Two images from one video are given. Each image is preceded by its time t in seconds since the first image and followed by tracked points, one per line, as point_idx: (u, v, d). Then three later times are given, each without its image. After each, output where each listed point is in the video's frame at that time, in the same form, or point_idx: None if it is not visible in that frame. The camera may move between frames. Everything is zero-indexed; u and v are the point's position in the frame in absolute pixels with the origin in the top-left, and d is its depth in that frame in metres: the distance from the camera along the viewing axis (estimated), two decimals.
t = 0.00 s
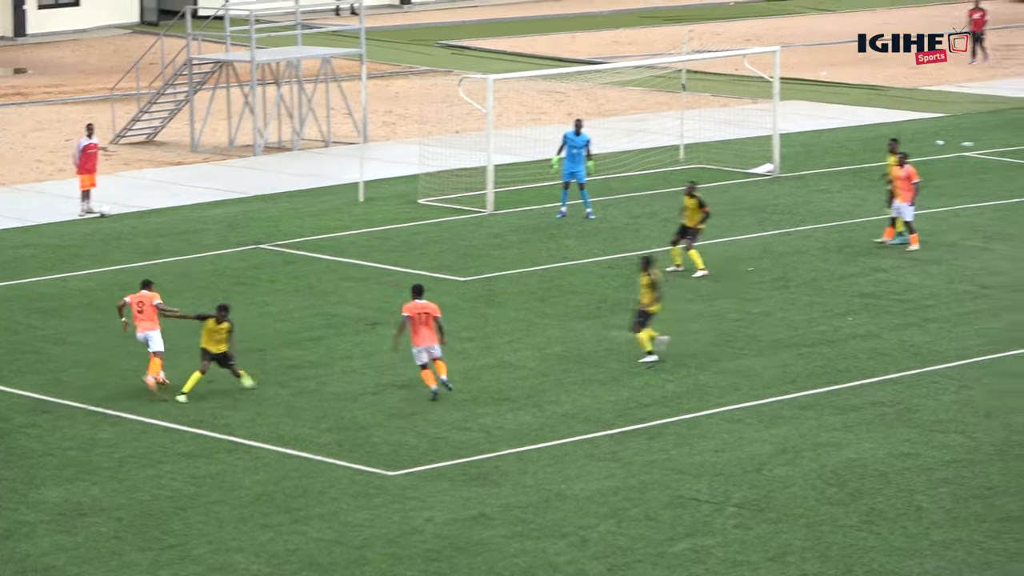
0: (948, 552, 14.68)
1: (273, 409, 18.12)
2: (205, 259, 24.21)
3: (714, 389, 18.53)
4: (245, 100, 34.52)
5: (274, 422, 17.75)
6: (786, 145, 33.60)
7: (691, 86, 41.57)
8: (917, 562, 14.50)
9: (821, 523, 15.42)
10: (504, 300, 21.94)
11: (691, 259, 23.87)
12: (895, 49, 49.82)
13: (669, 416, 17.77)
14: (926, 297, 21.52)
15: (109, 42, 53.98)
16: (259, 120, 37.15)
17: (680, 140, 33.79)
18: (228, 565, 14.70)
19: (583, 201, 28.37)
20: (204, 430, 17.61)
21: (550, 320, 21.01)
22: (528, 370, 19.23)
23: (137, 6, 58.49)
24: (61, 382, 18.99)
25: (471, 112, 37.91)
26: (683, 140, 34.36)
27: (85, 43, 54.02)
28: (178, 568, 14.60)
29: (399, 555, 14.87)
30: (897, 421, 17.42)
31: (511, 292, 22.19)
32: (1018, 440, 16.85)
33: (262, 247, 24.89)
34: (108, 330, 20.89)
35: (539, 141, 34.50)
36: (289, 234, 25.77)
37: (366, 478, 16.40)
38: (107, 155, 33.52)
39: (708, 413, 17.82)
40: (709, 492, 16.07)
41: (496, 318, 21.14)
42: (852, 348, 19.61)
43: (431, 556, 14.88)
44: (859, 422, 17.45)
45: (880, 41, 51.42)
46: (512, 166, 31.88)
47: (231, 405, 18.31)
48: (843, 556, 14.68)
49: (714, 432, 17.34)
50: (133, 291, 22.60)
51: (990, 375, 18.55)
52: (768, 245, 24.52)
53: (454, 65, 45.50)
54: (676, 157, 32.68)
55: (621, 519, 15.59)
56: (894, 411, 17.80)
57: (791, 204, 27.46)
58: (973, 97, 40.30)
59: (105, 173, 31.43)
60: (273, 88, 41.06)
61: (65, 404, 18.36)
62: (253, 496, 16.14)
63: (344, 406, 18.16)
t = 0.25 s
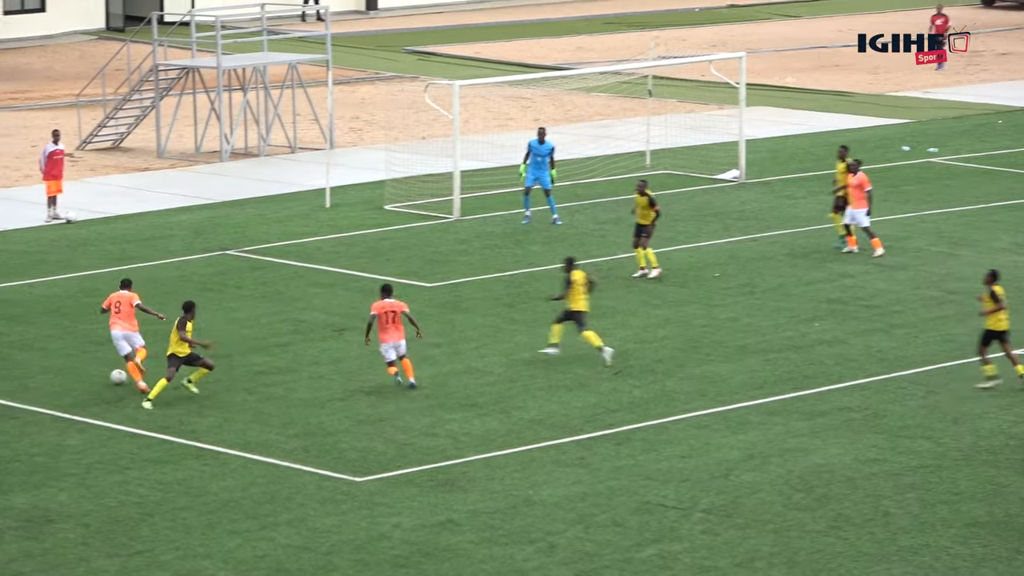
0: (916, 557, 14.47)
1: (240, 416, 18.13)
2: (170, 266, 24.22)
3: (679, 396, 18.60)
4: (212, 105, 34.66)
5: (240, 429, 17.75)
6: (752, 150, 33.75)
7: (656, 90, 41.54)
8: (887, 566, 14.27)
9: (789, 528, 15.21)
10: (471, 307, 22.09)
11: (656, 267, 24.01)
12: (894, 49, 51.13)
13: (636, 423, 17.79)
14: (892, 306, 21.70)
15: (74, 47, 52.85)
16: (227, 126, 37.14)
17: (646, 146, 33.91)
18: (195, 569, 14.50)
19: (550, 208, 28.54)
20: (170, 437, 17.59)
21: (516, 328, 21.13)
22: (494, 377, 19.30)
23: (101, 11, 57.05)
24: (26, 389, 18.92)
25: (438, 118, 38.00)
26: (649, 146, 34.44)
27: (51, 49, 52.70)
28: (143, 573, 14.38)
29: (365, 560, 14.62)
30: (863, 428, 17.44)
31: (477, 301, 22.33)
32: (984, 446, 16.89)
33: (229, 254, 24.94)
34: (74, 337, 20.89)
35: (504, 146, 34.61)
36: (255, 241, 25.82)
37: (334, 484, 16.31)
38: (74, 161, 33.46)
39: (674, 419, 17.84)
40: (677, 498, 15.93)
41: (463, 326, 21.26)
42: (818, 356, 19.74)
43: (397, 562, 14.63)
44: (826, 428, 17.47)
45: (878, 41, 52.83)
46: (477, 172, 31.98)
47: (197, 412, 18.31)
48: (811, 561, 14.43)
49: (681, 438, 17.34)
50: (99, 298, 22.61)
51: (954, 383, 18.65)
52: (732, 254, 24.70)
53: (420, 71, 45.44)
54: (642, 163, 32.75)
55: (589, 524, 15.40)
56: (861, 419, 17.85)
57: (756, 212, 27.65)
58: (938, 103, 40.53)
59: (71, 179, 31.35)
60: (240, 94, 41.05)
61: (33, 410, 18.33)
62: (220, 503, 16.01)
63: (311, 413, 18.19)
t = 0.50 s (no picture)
0: (899, 562, 14.37)
1: (223, 421, 18.12)
2: (152, 272, 24.23)
3: (661, 400, 18.64)
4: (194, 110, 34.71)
5: (223, 433, 17.74)
6: (735, 154, 33.84)
7: (638, 95, 41.59)
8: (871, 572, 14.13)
9: (771, 533, 15.09)
10: (453, 312, 22.16)
11: (638, 271, 24.09)
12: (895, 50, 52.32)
13: (618, 427, 17.81)
14: (874, 310, 21.79)
15: (56, 50, 52.26)
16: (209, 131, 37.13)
17: (629, 150, 33.96)
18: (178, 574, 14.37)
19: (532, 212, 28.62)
20: (153, 442, 17.56)
21: (499, 332, 21.19)
22: (477, 381, 19.34)
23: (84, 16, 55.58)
24: (8, 395, 18.88)
25: (421, 123, 38.04)
26: (632, 151, 34.49)
27: (32, 52, 51.91)
28: None
29: (346, 565, 14.47)
30: (845, 433, 17.47)
31: (459, 305, 22.40)
32: (966, 451, 16.91)
33: (211, 258, 24.95)
34: (56, 342, 20.89)
35: (487, 150, 34.66)
36: (237, 246, 25.85)
37: (317, 489, 16.24)
38: (56, 166, 33.42)
39: (657, 424, 17.86)
40: (660, 503, 15.84)
41: (446, 330, 21.32)
42: (800, 360, 19.81)
43: (379, 567, 14.48)
44: (808, 433, 17.48)
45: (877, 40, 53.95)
46: (460, 176, 32.03)
47: (179, 416, 18.30)
48: (794, 567, 14.30)
49: (663, 443, 17.34)
50: (80, 304, 22.62)
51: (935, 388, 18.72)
52: (713, 258, 24.78)
53: (401, 75, 45.42)
54: (624, 167, 32.82)
55: (571, 528, 15.28)
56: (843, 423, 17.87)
57: (737, 216, 27.74)
58: (920, 106, 40.67)
59: (53, 184, 31.29)
60: (223, 98, 41.01)
61: (15, 415, 18.29)
62: (202, 508, 15.91)
63: (294, 417, 18.20)
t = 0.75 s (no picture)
0: (889, 567, 14.35)
1: (212, 425, 18.10)
2: (142, 276, 24.21)
3: (651, 404, 18.65)
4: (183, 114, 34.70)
5: (213, 437, 17.73)
6: (724, 159, 33.87)
7: (627, 99, 41.61)
8: None
9: (761, 538, 15.06)
10: (443, 316, 22.17)
11: (627, 276, 24.10)
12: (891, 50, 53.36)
13: (608, 432, 17.81)
14: (864, 315, 21.81)
15: (45, 54, 52.18)
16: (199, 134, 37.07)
17: (618, 155, 33.97)
18: None
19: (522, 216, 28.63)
20: (143, 446, 17.54)
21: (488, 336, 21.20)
22: (466, 386, 19.34)
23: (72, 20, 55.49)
24: None
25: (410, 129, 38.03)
26: (621, 156, 34.51)
27: (21, 57, 51.80)
28: None
29: (336, 570, 14.42)
30: (834, 437, 17.47)
31: (449, 309, 22.42)
32: (955, 456, 16.91)
33: (200, 262, 24.94)
34: (45, 346, 20.88)
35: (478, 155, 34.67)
36: (227, 250, 25.84)
37: (306, 493, 16.20)
38: (45, 170, 33.38)
39: (647, 428, 17.86)
40: (650, 508, 15.81)
41: (435, 335, 21.32)
42: (790, 364, 19.85)
43: (369, 571, 14.43)
44: (798, 438, 17.49)
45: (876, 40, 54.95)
46: (449, 181, 32.04)
47: (169, 420, 18.29)
48: (783, 571, 14.27)
49: (653, 447, 17.33)
50: (70, 308, 22.60)
51: (924, 392, 18.75)
52: (702, 263, 24.81)
53: (390, 80, 45.38)
54: (613, 172, 32.84)
55: (562, 533, 15.24)
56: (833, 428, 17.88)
57: (727, 221, 27.78)
58: (909, 111, 40.72)
59: (42, 188, 31.24)
60: (212, 102, 40.98)
61: (4, 419, 18.26)
62: (191, 512, 15.85)
63: (284, 422, 18.19)
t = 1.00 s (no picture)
0: (890, 571, 14.34)
1: (214, 428, 18.10)
2: (143, 279, 24.22)
3: (652, 408, 18.65)
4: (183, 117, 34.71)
5: (214, 441, 17.72)
6: (726, 163, 33.87)
7: (629, 103, 41.63)
8: None
9: (763, 542, 15.06)
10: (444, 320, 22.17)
11: (629, 280, 24.11)
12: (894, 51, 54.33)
13: (609, 436, 17.81)
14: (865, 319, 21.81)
15: (47, 58, 52.13)
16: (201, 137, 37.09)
17: (620, 159, 33.98)
18: None
19: (523, 220, 28.63)
20: (144, 450, 17.53)
21: (490, 340, 21.20)
22: (468, 390, 19.34)
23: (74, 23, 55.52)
24: None
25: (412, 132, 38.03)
26: (623, 159, 34.51)
27: (23, 60, 51.84)
28: None
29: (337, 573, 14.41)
30: (836, 442, 17.47)
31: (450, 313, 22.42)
32: (957, 460, 16.90)
33: (201, 266, 24.94)
34: (46, 349, 20.88)
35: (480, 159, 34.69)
36: (228, 253, 25.85)
37: (308, 497, 16.20)
38: (47, 173, 33.40)
39: (648, 432, 17.86)
40: (651, 512, 15.81)
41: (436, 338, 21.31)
42: (792, 368, 19.84)
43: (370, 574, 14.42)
44: (800, 442, 17.48)
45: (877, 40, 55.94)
46: (450, 184, 32.05)
47: (170, 423, 18.28)
48: None
49: (655, 452, 17.33)
50: (71, 311, 22.61)
51: (926, 397, 18.76)
52: (704, 267, 24.81)
53: (392, 83, 45.41)
54: (615, 176, 32.84)
55: (563, 537, 15.24)
56: (834, 431, 17.88)
57: (729, 225, 27.77)
58: (910, 115, 40.74)
59: (44, 191, 31.26)
60: (213, 106, 41.01)
61: (5, 423, 18.26)
62: (193, 516, 15.85)
63: (285, 425, 18.19)
